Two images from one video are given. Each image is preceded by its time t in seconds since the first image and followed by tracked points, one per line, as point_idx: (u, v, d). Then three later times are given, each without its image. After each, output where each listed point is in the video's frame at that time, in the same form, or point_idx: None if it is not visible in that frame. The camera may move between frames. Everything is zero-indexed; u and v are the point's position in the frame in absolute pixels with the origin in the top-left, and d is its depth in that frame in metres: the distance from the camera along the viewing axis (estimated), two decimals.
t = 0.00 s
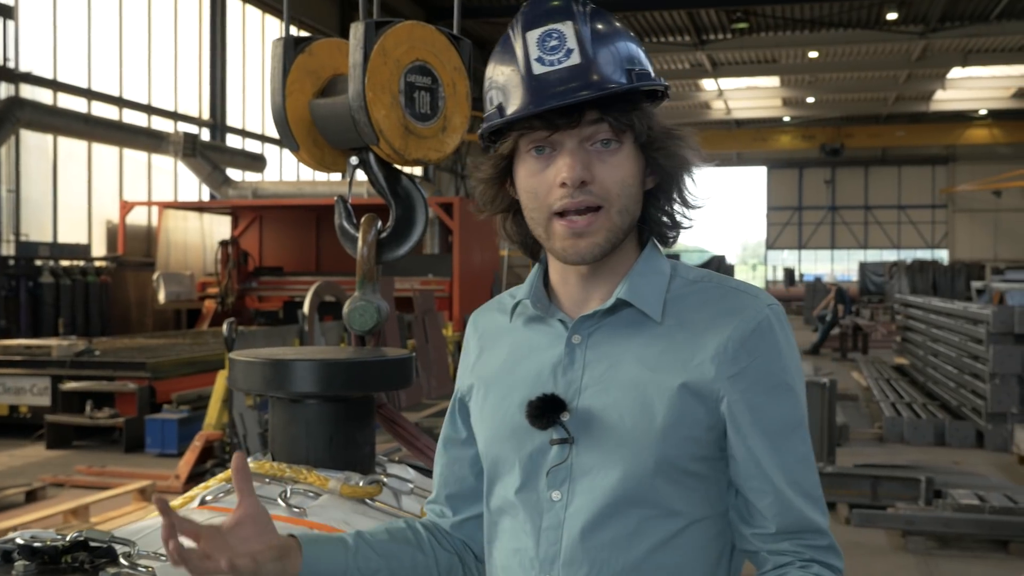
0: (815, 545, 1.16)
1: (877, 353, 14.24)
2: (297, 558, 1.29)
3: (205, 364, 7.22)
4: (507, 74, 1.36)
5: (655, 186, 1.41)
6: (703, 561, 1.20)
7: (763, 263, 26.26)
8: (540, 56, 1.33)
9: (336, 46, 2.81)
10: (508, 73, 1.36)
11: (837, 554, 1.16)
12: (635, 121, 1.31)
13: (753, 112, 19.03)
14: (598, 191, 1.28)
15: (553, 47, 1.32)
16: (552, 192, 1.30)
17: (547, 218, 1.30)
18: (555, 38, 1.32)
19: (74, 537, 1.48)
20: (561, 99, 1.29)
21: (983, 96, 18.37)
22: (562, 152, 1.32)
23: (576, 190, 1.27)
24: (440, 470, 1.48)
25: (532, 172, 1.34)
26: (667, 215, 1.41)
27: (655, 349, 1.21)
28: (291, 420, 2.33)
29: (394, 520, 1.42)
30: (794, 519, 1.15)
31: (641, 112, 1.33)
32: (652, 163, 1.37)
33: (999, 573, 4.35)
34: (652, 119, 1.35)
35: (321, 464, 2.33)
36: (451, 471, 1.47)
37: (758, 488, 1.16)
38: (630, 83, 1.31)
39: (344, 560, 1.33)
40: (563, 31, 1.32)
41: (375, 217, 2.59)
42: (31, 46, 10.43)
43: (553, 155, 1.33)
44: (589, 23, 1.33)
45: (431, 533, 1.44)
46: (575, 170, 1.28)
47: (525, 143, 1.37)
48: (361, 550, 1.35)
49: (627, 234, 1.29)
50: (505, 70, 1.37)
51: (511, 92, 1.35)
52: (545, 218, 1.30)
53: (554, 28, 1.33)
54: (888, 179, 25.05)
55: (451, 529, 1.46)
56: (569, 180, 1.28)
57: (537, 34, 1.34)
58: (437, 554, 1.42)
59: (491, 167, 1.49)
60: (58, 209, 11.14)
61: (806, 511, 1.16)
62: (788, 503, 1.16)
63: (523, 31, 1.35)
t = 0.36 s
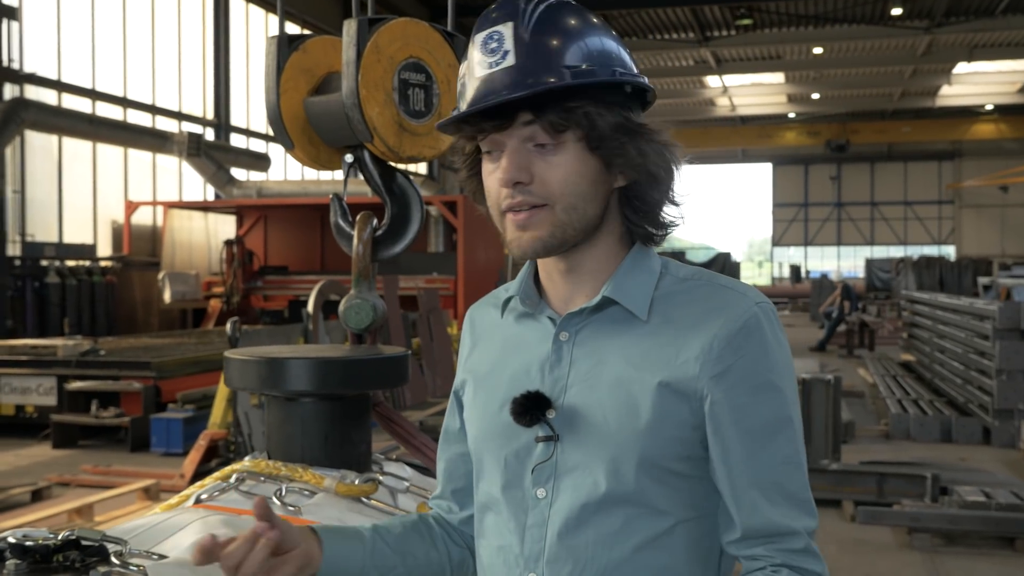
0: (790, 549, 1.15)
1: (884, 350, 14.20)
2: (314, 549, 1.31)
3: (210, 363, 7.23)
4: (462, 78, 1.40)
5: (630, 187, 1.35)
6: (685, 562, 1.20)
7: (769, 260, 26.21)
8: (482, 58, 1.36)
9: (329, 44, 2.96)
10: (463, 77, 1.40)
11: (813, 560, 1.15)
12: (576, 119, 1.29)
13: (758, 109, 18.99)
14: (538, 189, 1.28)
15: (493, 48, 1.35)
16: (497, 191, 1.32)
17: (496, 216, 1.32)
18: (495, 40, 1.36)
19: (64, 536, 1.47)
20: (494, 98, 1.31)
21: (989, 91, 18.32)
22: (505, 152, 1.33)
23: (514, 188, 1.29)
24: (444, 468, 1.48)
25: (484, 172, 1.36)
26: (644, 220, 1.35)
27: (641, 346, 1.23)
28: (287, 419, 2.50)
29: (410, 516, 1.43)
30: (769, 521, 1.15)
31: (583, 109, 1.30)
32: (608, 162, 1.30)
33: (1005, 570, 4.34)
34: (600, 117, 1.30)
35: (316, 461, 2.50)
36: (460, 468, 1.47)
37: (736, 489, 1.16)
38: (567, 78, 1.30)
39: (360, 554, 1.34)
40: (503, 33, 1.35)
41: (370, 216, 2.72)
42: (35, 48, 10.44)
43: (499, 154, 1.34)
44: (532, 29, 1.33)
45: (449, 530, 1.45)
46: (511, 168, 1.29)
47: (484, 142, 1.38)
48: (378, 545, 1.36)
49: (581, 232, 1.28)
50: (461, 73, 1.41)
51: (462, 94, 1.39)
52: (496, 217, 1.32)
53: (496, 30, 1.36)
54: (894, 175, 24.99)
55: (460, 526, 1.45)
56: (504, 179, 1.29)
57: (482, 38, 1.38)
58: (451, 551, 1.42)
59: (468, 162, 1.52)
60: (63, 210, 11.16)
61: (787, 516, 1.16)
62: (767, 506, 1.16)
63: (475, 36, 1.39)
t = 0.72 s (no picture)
0: (759, 552, 1.12)
1: (902, 350, 14.11)
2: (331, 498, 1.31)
3: (224, 363, 7.25)
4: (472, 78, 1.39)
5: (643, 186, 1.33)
6: (676, 567, 1.19)
7: (785, 259, 26.09)
8: (493, 59, 1.35)
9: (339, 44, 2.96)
10: (473, 77, 1.39)
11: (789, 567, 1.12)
12: (588, 120, 1.28)
13: (773, 108, 18.93)
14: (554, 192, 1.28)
15: (503, 50, 1.34)
16: (511, 193, 1.31)
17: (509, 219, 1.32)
18: (505, 40, 1.34)
19: (73, 536, 1.48)
20: (508, 100, 1.30)
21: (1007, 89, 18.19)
22: (518, 154, 1.33)
23: (529, 191, 1.28)
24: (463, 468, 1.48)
25: (495, 172, 1.36)
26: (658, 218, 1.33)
27: (640, 347, 1.22)
28: (297, 419, 2.51)
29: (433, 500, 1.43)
30: (742, 526, 1.13)
31: (596, 110, 1.29)
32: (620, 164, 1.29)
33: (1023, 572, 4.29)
34: (612, 117, 1.29)
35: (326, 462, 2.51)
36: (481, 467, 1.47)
37: (727, 492, 1.15)
38: (579, 80, 1.28)
39: (375, 519, 1.32)
40: (513, 34, 1.33)
41: (380, 216, 2.73)
42: (52, 50, 10.53)
43: (513, 156, 1.34)
44: (543, 28, 1.32)
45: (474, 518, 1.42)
46: (526, 172, 1.29)
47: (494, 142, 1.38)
48: (392, 515, 1.34)
49: (594, 232, 1.28)
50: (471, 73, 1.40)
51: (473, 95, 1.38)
52: (508, 218, 1.33)
53: (505, 31, 1.35)
54: (911, 174, 24.83)
55: (474, 519, 1.42)
56: (519, 182, 1.29)
57: (492, 37, 1.36)
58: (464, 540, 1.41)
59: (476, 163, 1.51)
60: (80, 211, 11.23)
61: (780, 521, 1.13)
62: (757, 512, 1.14)
63: (485, 34, 1.38)
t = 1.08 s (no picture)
0: (812, 541, 1.13)
1: (915, 352, 14.03)
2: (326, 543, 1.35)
3: (237, 361, 7.27)
4: (513, 65, 1.36)
5: (661, 180, 1.42)
6: (704, 564, 1.19)
7: (799, 260, 25.98)
8: (551, 44, 1.33)
9: (352, 42, 2.97)
10: (513, 64, 1.36)
11: (840, 551, 1.12)
12: (647, 111, 1.33)
13: (788, 108, 18.86)
14: (614, 182, 1.28)
15: (564, 36, 1.32)
16: (564, 183, 1.30)
17: (558, 211, 1.30)
18: (565, 26, 1.33)
19: (84, 533, 1.53)
20: (571, 86, 1.29)
21: None
22: (574, 143, 1.32)
23: (591, 179, 1.27)
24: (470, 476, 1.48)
25: (541, 164, 1.34)
26: (672, 212, 1.42)
27: (654, 346, 1.22)
28: (308, 417, 2.51)
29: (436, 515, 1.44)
30: (792, 517, 1.13)
31: (650, 101, 1.35)
32: (660, 156, 1.39)
33: None
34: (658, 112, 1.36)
35: (337, 461, 2.50)
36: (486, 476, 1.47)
37: (750, 487, 1.15)
38: (640, 71, 1.32)
39: (379, 550, 1.37)
40: (573, 20, 1.33)
41: (392, 214, 2.74)
42: (68, 49, 10.54)
43: (565, 146, 1.33)
44: (597, 17, 1.33)
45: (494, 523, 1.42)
46: (589, 160, 1.28)
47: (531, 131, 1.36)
48: (398, 543, 1.38)
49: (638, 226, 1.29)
50: (510, 61, 1.37)
51: (516, 83, 1.35)
52: (555, 209, 1.30)
53: (563, 17, 1.34)
54: (926, 174, 24.68)
55: (487, 527, 1.42)
56: (584, 169, 1.28)
57: (546, 23, 1.34)
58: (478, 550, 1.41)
59: (493, 162, 1.49)
60: (95, 210, 11.30)
61: (807, 511, 1.14)
62: (783, 505, 1.14)
63: (530, 20, 1.36)
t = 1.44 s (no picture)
0: (807, 529, 1.14)
1: (923, 342, 14.01)
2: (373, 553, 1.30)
3: (245, 350, 7.29)
4: (514, 53, 1.36)
5: (668, 167, 1.41)
6: (711, 554, 1.20)
7: (807, 250, 25.93)
8: (549, 32, 1.33)
9: (360, 30, 2.97)
10: (514, 52, 1.36)
11: (833, 539, 1.14)
12: (647, 98, 1.32)
13: (798, 97, 18.79)
14: (612, 168, 1.28)
15: (562, 24, 1.32)
16: (562, 170, 1.30)
17: (557, 196, 1.30)
18: (564, 14, 1.33)
19: (91, 520, 1.51)
20: (568, 75, 1.29)
21: None
22: (571, 130, 1.32)
23: (587, 167, 1.27)
24: (469, 464, 1.51)
25: (541, 151, 1.34)
26: (680, 199, 1.40)
27: (666, 336, 1.23)
28: (316, 405, 2.52)
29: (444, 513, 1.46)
30: (789, 504, 1.15)
31: (652, 89, 1.34)
32: (665, 141, 1.37)
33: None
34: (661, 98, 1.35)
35: (345, 449, 2.51)
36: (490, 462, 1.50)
37: (758, 475, 1.17)
38: (640, 57, 1.31)
39: (413, 552, 1.35)
40: (571, 8, 1.33)
41: (400, 202, 2.72)
42: (76, 37, 10.52)
43: (563, 133, 1.33)
44: (598, 5, 1.32)
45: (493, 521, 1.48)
46: (586, 146, 1.28)
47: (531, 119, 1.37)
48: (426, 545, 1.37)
49: (639, 213, 1.29)
50: (511, 49, 1.37)
51: (517, 71, 1.36)
52: (555, 195, 1.30)
53: (561, 6, 1.34)
54: (936, 164, 24.57)
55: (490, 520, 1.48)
56: (580, 157, 1.27)
57: (545, 12, 1.35)
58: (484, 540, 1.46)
59: (498, 150, 1.49)
60: (104, 198, 11.32)
61: (815, 499, 1.15)
62: (785, 492, 1.16)
63: (531, 10, 1.36)
